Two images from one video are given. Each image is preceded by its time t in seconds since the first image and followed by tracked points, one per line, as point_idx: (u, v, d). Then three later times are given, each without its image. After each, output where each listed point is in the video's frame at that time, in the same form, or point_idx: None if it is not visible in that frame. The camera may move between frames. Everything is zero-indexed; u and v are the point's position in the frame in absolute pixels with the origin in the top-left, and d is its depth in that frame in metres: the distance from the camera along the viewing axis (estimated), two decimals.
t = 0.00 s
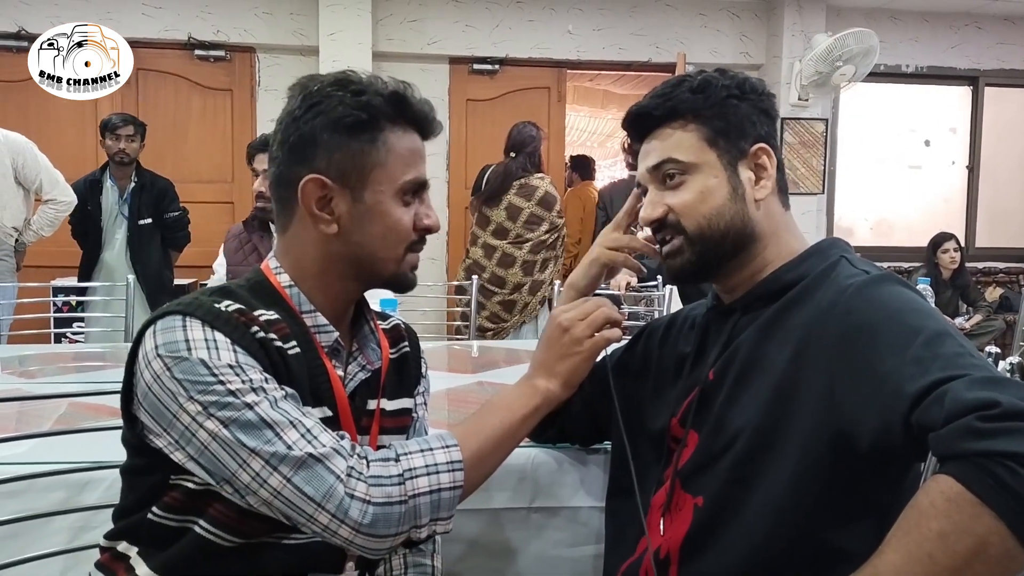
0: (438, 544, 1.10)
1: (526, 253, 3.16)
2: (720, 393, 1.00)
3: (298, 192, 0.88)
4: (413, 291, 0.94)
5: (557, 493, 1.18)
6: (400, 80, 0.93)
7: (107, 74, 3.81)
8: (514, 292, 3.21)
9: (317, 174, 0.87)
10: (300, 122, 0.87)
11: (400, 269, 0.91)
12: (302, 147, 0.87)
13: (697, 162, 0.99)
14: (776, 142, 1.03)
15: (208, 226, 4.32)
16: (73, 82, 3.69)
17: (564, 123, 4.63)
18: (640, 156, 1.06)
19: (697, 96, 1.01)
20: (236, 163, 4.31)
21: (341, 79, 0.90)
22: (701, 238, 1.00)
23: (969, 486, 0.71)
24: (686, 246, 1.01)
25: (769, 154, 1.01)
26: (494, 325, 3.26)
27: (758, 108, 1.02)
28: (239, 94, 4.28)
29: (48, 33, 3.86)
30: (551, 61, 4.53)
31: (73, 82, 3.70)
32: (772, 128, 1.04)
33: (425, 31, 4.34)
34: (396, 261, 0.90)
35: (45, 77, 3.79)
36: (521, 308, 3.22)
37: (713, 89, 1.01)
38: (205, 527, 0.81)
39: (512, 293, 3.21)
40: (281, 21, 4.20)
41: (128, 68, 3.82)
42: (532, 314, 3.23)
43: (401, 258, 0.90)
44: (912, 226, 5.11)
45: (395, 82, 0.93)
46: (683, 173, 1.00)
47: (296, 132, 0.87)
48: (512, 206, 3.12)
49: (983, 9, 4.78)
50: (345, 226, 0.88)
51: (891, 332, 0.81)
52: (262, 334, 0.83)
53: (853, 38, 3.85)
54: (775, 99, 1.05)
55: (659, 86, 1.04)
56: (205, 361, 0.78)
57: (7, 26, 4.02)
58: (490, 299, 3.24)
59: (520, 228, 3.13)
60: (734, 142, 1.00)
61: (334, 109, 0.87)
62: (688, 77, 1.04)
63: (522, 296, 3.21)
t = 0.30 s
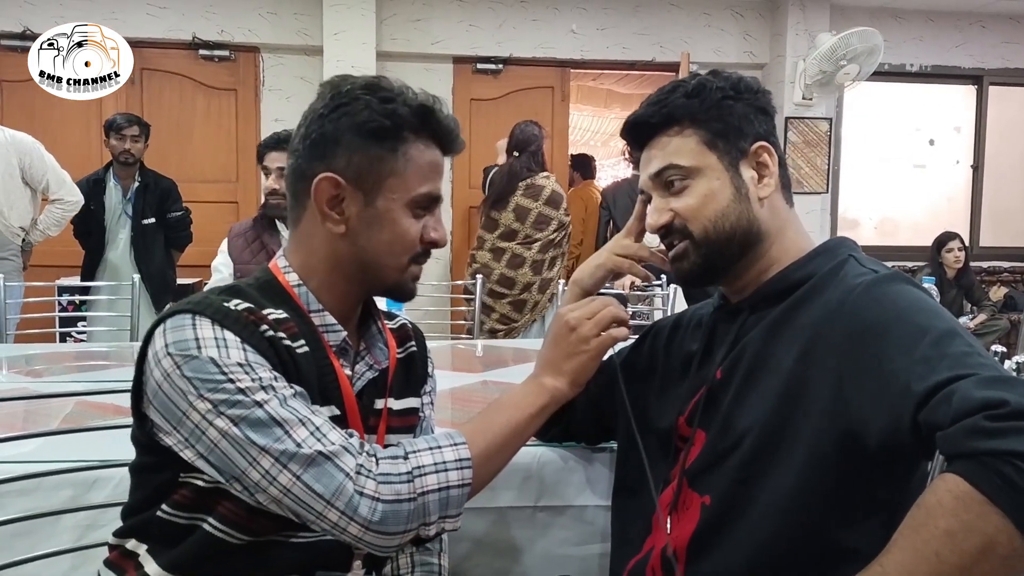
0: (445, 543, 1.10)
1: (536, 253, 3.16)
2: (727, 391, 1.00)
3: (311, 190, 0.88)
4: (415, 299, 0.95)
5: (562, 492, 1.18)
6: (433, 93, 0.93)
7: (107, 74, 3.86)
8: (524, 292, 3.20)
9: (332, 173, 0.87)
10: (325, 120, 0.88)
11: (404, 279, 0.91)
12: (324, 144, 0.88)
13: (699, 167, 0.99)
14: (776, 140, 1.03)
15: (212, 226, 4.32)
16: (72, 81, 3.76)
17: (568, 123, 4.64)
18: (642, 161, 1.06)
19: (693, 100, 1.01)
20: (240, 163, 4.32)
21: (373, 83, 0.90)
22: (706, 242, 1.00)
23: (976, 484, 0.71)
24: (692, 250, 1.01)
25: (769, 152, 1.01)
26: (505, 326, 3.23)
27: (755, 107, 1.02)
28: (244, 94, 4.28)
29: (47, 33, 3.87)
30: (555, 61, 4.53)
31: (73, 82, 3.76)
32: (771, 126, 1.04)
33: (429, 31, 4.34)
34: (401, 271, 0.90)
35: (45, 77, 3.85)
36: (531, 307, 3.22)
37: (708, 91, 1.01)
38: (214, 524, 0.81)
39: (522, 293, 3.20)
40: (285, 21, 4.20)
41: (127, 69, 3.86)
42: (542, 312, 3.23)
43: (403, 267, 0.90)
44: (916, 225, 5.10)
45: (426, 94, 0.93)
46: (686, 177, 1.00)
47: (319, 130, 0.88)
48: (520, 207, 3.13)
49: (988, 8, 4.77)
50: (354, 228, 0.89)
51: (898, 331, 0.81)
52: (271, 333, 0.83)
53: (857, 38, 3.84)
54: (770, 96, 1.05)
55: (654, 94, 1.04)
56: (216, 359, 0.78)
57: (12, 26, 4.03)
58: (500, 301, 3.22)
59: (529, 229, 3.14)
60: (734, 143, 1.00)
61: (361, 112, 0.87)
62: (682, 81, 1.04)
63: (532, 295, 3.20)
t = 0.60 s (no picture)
0: (451, 544, 1.10)
1: (541, 254, 3.17)
2: (734, 393, 1.00)
3: (318, 193, 0.89)
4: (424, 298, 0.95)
5: (568, 493, 1.18)
6: (429, 88, 0.94)
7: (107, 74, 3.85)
8: (530, 292, 3.20)
9: (339, 174, 0.87)
10: (328, 122, 0.88)
11: (414, 275, 0.91)
12: (328, 148, 0.88)
13: (702, 171, 0.99)
14: (778, 141, 1.03)
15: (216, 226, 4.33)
16: (72, 81, 3.75)
17: (571, 123, 4.63)
18: (645, 169, 1.06)
19: (692, 106, 1.01)
20: (244, 163, 4.33)
21: (372, 83, 0.91)
22: (713, 245, 1.00)
23: (985, 487, 0.71)
24: (698, 256, 1.01)
25: (772, 154, 1.01)
26: (512, 327, 3.25)
27: (756, 109, 1.02)
28: (248, 94, 4.29)
29: (47, 33, 3.87)
30: (559, 61, 4.53)
31: (73, 82, 3.75)
32: (773, 127, 1.03)
33: (432, 31, 4.34)
34: (410, 268, 0.91)
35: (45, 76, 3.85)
36: (537, 307, 3.22)
37: (708, 96, 1.01)
38: (222, 525, 0.82)
39: (528, 294, 3.20)
40: (289, 21, 4.21)
41: (128, 68, 3.86)
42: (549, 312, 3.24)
43: (414, 263, 0.91)
44: (921, 226, 5.09)
45: (424, 90, 0.94)
46: (689, 183, 1.00)
47: (323, 133, 0.88)
48: (524, 210, 3.14)
49: (992, 8, 4.77)
50: (363, 227, 0.89)
51: (907, 332, 0.81)
52: (281, 334, 0.84)
53: (862, 38, 3.84)
54: (770, 97, 1.04)
55: (653, 100, 1.04)
56: (226, 361, 0.78)
57: (16, 27, 4.03)
58: (506, 302, 3.23)
59: (533, 230, 3.14)
60: (736, 146, 1.00)
61: (362, 111, 0.88)
62: (682, 86, 1.04)
63: (538, 296, 3.21)
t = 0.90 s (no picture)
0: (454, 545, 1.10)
1: (538, 254, 3.16)
2: (738, 394, 1.00)
3: (322, 197, 0.89)
4: (434, 294, 0.95)
5: (571, 494, 1.18)
6: (429, 85, 0.94)
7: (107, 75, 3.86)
8: (528, 293, 3.20)
9: (342, 175, 0.87)
10: (329, 125, 0.88)
11: (421, 273, 0.91)
12: (329, 152, 0.88)
13: (702, 176, 0.99)
14: (778, 141, 1.03)
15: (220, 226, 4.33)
16: (72, 82, 3.77)
17: (573, 124, 4.63)
18: (647, 176, 1.05)
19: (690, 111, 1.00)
20: (247, 164, 4.33)
21: (371, 83, 0.91)
22: (717, 249, 1.00)
23: (990, 490, 0.71)
24: (703, 261, 1.01)
25: (774, 155, 1.00)
26: (513, 327, 3.23)
27: (755, 110, 1.02)
28: (250, 94, 4.29)
29: (48, 33, 3.87)
30: (561, 61, 4.53)
31: (73, 82, 3.77)
32: (773, 126, 1.03)
33: (435, 32, 4.34)
34: (417, 266, 0.91)
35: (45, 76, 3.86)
36: (537, 308, 3.22)
37: (705, 101, 1.01)
38: (226, 526, 0.82)
39: (527, 294, 3.20)
40: (292, 21, 4.21)
41: (128, 68, 3.87)
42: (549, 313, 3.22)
43: (421, 262, 0.90)
44: (923, 226, 5.09)
45: (424, 87, 0.94)
46: (690, 188, 1.00)
47: (324, 136, 0.88)
48: (522, 211, 3.15)
49: (995, 9, 4.76)
50: (368, 228, 0.89)
51: (911, 334, 0.81)
52: (285, 335, 0.83)
53: (864, 38, 3.83)
54: (769, 96, 1.04)
55: (651, 107, 1.04)
56: (230, 362, 0.78)
57: (18, 27, 4.04)
58: (506, 303, 3.23)
59: (531, 231, 3.15)
60: (735, 149, 0.99)
61: (362, 112, 0.88)
62: (678, 91, 1.04)
63: (538, 296, 3.20)
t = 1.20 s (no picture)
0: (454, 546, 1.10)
1: (537, 254, 3.15)
2: (738, 395, 1.00)
3: (323, 195, 0.89)
4: (431, 298, 0.95)
5: (571, 495, 1.18)
6: (434, 88, 0.94)
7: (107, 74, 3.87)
8: (528, 293, 3.20)
9: (344, 176, 0.87)
10: (332, 124, 0.88)
11: (420, 276, 0.91)
12: (331, 150, 0.88)
13: (704, 171, 0.99)
14: (783, 142, 1.02)
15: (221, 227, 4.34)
16: (72, 82, 3.77)
17: (575, 125, 4.63)
18: (650, 170, 1.05)
19: (695, 106, 1.00)
20: (249, 165, 4.33)
21: (377, 84, 0.90)
22: (715, 247, 1.00)
23: (992, 491, 0.71)
24: (700, 255, 1.01)
25: (776, 155, 1.00)
26: (514, 326, 3.23)
27: (761, 110, 1.01)
28: (252, 95, 4.29)
29: (48, 34, 3.88)
30: (563, 62, 4.53)
31: (73, 82, 3.77)
32: (778, 128, 1.03)
33: (437, 33, 4.35)
34: (416, 269, 0.91)
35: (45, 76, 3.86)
36: (536, 308, 3.21)
37: (712, 96, 1.00)
38: (225, 527, 0.82)
39: (526, 294, 3.20)
40: (293, 22, 4.21)
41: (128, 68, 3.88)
42: (548, 313, 3.21)
43: (420, 265, 0.90)
44: (925, 228, 5.08)
45: (429, 90, 0.93)
46: (692, 183, 1.00)
47: (326, 135, 0.88)
48: (523, 210, 3.17)
49: (997, 10, 4.76)
50: (368, 229, 0.89)
51: (912, 336, 0.81)
52: (285, 335, 0.83)
53: (866, 39, 3.83)
54: (778, 99, 1.03)
55: (659, 100, 1.04)
56: (230, 361, 0.78)
57: (21, 28, 4.05)
58: (507, 302, 3.24)
59: (531, 229, 3.16)
60: (739, 147, 0.99)
61: (366, 113, 0.88)
62: (687, 86, 1.04)
63: (537, 296, 3.19)
